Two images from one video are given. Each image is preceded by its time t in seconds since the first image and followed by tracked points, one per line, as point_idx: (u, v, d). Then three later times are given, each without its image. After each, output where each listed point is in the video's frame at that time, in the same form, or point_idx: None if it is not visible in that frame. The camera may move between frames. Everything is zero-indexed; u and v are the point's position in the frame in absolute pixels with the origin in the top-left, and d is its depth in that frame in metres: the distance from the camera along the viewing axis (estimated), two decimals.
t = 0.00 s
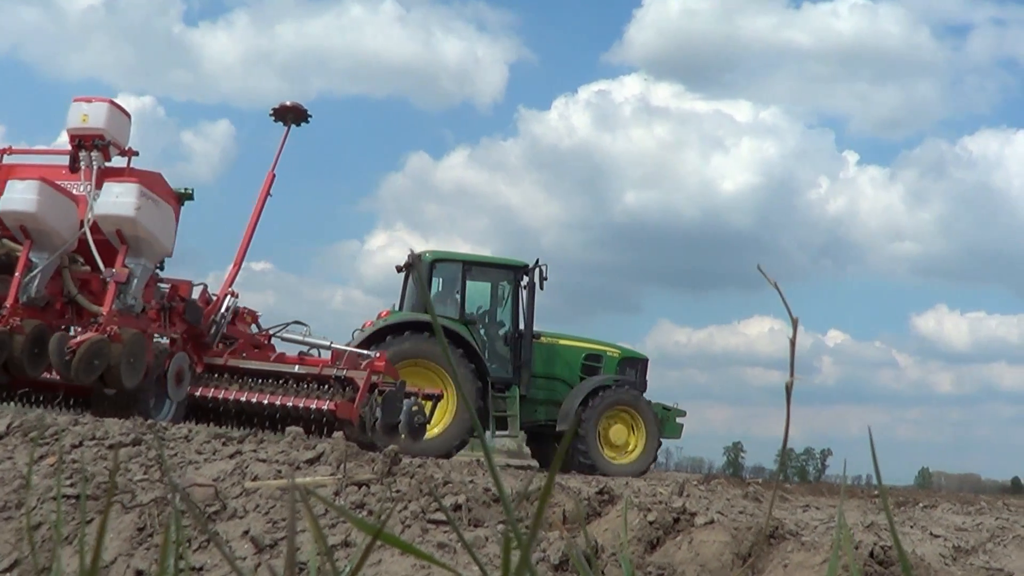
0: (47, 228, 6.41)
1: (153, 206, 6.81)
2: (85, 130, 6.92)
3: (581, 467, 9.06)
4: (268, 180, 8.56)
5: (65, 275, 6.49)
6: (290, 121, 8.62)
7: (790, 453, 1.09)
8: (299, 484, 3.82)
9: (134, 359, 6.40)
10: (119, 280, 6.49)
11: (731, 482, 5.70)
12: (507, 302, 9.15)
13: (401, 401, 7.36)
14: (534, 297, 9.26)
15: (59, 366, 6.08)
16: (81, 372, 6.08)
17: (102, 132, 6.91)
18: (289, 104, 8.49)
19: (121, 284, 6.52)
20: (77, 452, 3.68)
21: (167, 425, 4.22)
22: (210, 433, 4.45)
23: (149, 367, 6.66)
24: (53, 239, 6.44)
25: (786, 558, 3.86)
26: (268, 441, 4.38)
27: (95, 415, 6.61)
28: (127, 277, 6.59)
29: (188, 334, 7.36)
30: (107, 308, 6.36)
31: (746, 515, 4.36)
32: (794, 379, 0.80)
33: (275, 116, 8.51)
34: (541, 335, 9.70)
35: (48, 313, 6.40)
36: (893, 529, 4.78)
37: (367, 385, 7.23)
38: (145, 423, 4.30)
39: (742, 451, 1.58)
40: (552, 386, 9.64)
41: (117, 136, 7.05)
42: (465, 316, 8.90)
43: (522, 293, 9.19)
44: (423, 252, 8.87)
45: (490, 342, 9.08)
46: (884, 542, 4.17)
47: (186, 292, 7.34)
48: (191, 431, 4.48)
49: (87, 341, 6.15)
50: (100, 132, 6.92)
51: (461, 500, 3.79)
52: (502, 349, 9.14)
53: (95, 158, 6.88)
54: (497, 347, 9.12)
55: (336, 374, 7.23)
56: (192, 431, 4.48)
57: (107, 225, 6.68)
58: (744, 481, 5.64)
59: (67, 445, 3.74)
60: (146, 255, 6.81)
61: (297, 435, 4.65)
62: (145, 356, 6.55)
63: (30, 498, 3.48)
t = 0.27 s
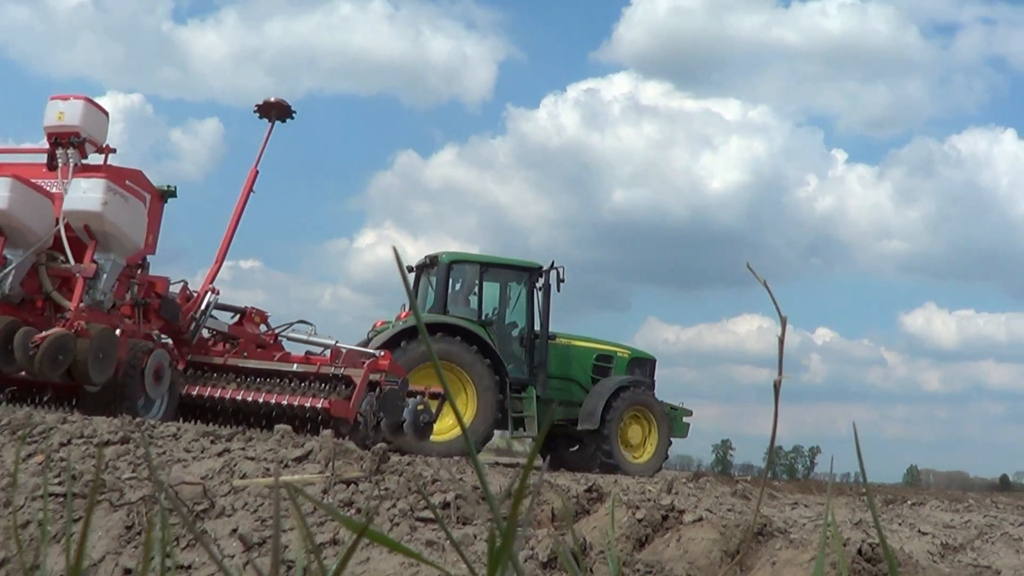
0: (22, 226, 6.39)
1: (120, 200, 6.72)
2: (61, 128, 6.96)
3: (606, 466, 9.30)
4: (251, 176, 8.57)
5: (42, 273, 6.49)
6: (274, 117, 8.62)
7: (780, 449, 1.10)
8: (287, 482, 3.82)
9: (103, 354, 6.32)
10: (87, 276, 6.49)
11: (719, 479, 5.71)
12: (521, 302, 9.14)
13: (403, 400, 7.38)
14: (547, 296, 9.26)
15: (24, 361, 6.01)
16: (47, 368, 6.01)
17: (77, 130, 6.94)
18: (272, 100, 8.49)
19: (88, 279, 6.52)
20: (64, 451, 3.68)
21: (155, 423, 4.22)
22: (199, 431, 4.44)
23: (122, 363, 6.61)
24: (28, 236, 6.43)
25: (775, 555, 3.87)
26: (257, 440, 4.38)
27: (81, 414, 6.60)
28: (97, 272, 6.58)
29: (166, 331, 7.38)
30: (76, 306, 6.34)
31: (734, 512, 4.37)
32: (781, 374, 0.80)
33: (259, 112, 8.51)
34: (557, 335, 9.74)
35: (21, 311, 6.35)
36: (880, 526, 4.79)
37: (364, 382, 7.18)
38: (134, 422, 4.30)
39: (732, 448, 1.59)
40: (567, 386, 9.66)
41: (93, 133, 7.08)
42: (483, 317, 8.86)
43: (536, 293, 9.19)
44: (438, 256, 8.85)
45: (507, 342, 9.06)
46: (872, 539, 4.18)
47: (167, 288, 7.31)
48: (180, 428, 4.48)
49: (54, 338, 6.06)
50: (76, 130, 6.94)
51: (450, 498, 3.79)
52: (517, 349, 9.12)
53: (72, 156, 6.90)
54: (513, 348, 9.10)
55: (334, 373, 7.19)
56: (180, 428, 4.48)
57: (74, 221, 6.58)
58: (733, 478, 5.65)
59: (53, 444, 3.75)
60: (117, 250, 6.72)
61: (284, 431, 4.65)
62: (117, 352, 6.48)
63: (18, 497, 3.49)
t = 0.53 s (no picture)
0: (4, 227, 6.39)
1: (96, 199, 6.74)
2: (43, 129, 6.96)
3: (623, 467, 9.38)
4: (239, 174, 8.57)
5: (26, 273, 6.46)
6: (263, 116, 8.62)
7: (773, 446, 1.10)
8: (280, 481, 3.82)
9: (81, 353, 6.29)
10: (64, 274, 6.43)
11: (711, 477, 5.72)
12: (537, 303, 9.12)
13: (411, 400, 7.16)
14: (563, 299, 9.25)
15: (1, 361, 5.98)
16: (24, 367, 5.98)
17: (60, 131, 6.94)
18: (260, 99, 8.49)
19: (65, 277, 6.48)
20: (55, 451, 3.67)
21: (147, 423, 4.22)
22: (191, 431, 4.44)
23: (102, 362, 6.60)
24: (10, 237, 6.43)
25: (768, 552, 3.87)
26: (249, 439, 4.37)
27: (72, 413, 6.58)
28: (74, 271, 6.58)
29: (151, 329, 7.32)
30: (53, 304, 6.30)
31: (727, 510, 4.37)
32: (772, 372, 0.80)
33: (247, 111, 8.50)
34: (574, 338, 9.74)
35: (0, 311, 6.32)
36: (872, 523, 4.80)
37: (365, 382, 7.09)
38: (126, 421, 4.29)
39: (725, 448, 1.59)
40: (584, 389, 9.66)
41: (77, 133, 7.07)
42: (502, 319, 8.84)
43: (552, 295, 9.18)
44: (454, 258, 8.80)
45: (526, 342, 9.03)
46: (864, 536, 4.19)
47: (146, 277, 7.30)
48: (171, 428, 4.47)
49: (30, 336, 6.04)
50: (59, 130, 6.94)
51: (443, 496, 3.79)
52: (534, 351, 9.11)
53: (55, 156, 6.90)
54: (530, 350, 9.09)
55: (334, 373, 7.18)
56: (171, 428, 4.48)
57: (51, 221, 6.58)
58: (725, 475, 5.65)
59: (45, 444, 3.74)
60: (92, 249, 6.72)
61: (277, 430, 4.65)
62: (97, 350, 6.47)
63: (10, 498, 3.48)
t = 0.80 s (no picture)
0: None
1: (76, 198, 6.72)
2: (32, 130, 6.94)
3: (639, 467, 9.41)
4: (230, 174, 8.57)
5: (15, 272, 6.46)
6: (255, 116, 8.61)
7: (766, 445, 1.10)
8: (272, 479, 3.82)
9: (62, 350, 6.28)
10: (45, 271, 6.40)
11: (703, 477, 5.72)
12: (553, 306, 9.12)
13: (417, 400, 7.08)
14: (578, 303, 9.25)
15: None
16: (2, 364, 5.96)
17: (49, 131, 6.93)
18: (252, 99, 8.48)
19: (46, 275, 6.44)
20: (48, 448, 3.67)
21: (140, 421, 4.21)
22: (184, 430, 4.44)
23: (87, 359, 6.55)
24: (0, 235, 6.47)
25: (760, 552, 3.88)
26: (242, 437, 4.37)
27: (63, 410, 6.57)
28: (55, 268, 6.54)
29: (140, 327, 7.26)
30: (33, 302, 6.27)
31: (720, 509, 4.37)
32: (764, 372, 0.81)
33: (239, 110, 8.50)
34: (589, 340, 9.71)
35: None
36: (865, 523, 4.81)
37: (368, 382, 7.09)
38: (118, 419, 4.29)
39: (718, 447, 1.59)
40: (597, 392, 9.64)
41: (66, 134, 7.06)
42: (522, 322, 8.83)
43: (567, 299, 9.19)
44: (475, 262, 8.77)
45: (543, 344, 9.04)
46: (857, 536, 4.19)
47: (143, 277, 7.36)
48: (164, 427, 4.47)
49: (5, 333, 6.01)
50: (47, 131, 6.93)
51: (435, 495, 3.79)
52: (550, 354, 9.11)
53: (44, 156, 6.90)
54: (547, 352, 9.09)
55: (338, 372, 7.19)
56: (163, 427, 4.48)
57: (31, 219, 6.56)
58: (719, 475, 5.65)
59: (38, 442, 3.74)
60: (74, 248, 6.70)
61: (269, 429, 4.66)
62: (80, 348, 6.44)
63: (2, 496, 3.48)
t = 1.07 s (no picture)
0: None
1: (66, 203, 6.74)
2: (27, 137, 6.94)
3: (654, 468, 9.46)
4: (227, 178, 8.56)
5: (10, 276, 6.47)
6: (253, 120, 8.61)
7: (766, 446, 1.10)
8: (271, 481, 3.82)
9: (53, 353, 6.27)
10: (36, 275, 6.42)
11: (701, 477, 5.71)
12: (571, 310, 9.13)
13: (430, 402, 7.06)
14: (596, 308, 9.27)
15: None
16: None
17: (44, 138, 6.93)
18: (250, 103, 8.48)
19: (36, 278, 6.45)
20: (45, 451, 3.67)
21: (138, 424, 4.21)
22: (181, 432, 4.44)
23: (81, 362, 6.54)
24: None
25: (759, 552, 3.88)
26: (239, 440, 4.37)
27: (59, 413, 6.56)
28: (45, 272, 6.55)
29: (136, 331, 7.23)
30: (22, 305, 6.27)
31: (718, 510, 4.37)
32: (766, 373, 0.81)
33: (237, 114, 8.50)
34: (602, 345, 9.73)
35: None
36: (864, 523, 4.80)
37: (376, 386, 7.09)
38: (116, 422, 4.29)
39: (716, 447, 1.59)
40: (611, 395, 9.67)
41: (62, 141, 7.06)
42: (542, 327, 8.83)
43: (585, 303, 9.20)
44: (498, 267, 8.75)
45: (562, 349, 9.05)
46: (855, 536, 4.19)
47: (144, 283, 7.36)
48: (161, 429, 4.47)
49: None
50: (42, 137, 6.92)
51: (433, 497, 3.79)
52: (568, 358, 9.12)
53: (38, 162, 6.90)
54: (565, 356, 9.10)
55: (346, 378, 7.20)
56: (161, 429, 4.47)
57: (20, 224, 6.59)
58: (717, 476, 5.65)
59: (35, 445, 3.74)
60: (64, 251, 6.71)
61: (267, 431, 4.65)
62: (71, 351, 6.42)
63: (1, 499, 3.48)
